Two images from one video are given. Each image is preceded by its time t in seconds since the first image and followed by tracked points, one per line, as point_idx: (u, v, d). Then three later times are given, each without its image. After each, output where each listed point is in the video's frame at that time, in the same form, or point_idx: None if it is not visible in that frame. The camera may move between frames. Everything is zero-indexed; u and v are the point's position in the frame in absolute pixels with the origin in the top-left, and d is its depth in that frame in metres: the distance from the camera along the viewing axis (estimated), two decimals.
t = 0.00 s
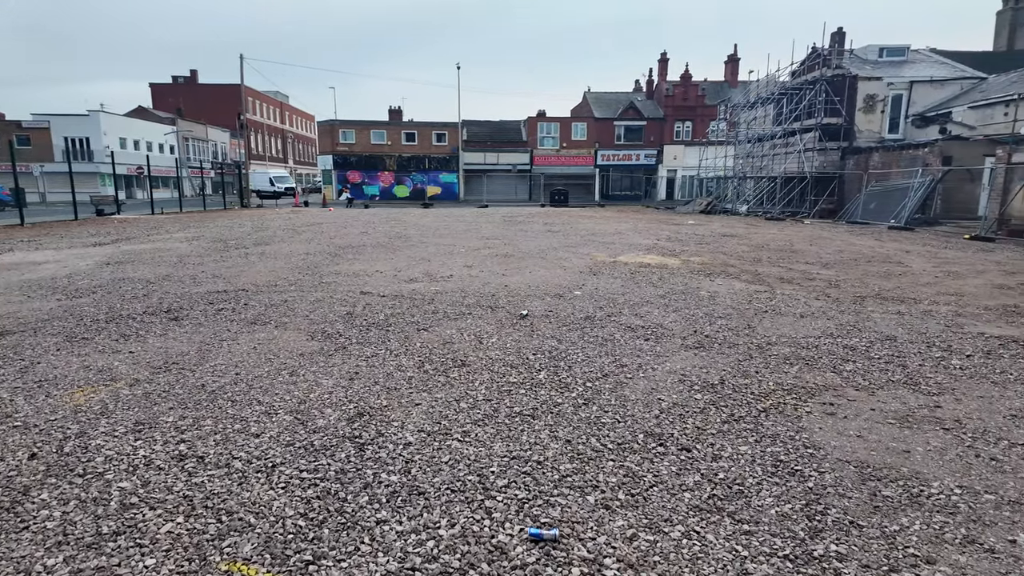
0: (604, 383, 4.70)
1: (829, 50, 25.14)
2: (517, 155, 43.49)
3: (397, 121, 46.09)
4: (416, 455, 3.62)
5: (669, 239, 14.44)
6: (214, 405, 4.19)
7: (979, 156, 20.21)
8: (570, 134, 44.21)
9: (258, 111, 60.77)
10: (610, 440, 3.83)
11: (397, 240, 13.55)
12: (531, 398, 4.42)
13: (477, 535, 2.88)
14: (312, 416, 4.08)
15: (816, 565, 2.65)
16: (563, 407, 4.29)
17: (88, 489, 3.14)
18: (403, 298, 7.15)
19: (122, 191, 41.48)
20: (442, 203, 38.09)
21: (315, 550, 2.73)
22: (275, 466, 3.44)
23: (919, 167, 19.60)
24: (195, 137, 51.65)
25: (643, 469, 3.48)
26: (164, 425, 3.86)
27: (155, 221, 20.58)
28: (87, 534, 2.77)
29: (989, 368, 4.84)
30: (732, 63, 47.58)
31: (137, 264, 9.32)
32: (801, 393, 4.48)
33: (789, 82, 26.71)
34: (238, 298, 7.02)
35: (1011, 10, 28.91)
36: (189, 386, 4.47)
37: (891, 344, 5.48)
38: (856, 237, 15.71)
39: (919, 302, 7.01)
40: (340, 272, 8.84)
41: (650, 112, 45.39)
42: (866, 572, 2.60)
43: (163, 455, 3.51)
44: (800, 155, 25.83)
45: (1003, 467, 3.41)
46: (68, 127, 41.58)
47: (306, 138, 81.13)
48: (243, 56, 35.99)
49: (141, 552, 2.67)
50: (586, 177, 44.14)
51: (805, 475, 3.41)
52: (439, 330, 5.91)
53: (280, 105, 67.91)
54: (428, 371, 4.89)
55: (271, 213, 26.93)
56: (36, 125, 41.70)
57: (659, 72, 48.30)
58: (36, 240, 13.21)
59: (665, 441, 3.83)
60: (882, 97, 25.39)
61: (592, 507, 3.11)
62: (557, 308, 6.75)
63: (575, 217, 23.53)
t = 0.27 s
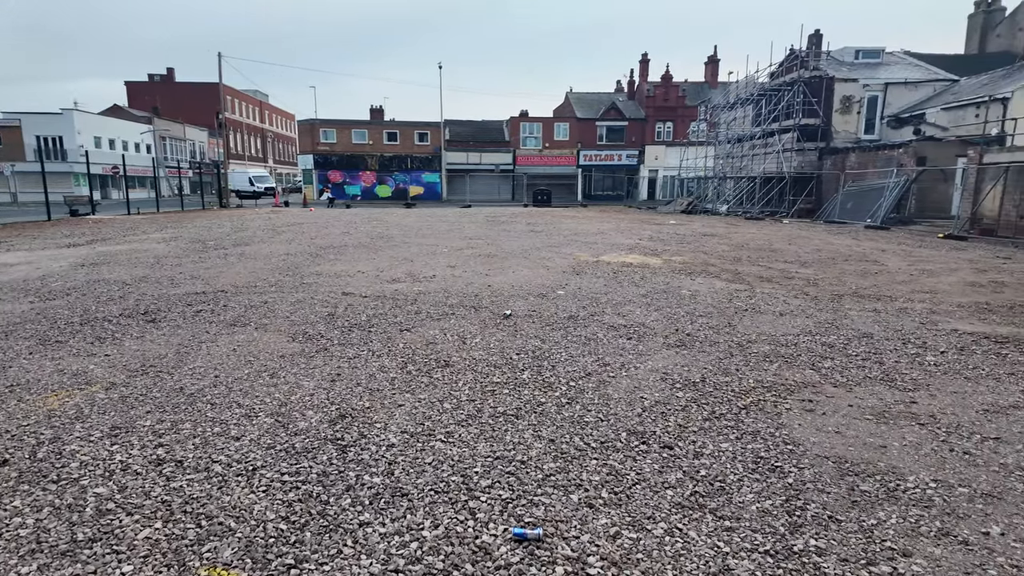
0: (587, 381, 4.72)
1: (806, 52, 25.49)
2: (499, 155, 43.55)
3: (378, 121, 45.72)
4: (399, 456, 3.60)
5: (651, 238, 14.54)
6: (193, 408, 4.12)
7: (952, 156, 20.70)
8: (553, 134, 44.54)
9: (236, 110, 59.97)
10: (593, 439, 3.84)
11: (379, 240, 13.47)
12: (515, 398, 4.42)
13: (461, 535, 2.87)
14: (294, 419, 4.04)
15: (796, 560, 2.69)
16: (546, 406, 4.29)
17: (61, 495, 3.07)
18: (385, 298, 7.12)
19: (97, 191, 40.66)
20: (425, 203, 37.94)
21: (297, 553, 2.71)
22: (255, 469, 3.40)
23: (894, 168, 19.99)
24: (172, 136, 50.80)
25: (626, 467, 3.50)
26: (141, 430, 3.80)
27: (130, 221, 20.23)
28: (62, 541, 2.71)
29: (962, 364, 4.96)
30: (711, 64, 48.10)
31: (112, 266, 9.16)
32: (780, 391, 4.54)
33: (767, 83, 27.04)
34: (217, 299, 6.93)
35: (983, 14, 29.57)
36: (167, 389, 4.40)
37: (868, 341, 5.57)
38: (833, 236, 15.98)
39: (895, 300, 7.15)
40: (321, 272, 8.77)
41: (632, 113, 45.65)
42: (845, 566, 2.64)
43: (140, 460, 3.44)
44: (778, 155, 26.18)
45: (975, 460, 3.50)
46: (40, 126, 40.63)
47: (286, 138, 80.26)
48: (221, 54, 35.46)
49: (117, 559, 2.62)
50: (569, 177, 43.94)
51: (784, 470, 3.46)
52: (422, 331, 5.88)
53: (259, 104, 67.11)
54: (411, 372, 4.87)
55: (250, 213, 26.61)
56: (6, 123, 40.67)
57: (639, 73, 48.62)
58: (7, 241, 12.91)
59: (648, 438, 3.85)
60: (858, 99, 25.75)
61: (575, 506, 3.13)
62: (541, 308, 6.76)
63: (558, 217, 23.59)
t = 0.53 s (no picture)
0: (570, 381, 4.74)
1: (783, 55, 25.87)
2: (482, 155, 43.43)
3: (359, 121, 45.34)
4: (381, 458, 3.58)
5: (633, 238, 14.65)
6: (170, 412, 4.06)
7: (924, 157, 21.19)
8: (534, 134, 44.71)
9: (214, 109, 59.12)
10: (575, 438, 3.86)
11: (360, 241, 13.35)
12: (498, 398, 4.42)
13: (444, 537, 2.86)
14: (273, 422, 3.99)
15: (776, 555, 2.72)
16: (529, 407, 4.29)
17: (34, 503, 3.00)
18: (366, 299, 7.07)
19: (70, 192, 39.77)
20: (406, 203, 37.76)
21: (277, 558, 2.67)
22: (235, 473, 3.35)
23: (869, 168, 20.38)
24: (148, 135, 49.89)
25: (609, 466, 3.52)
26: (116, 435, 3.72)
27: (105, 221, 19.86)
28: (34, 550, 2.65)
29: (935, 360, 5.06)
30: (692, 65, 48.56)
31: (85, 267, 8.99)
32: (759, 388, 4.60)
33: (746, 85, 27.38)
34: (195, 301, 6.83)
35: (954, 18, 30.28)
36: (144, 393, 4.32)
37: (844, 338, 5.68)
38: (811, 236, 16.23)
39: (870, 298, 7.29)
40: (301, 273, 8.69)
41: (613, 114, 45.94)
42: (823, 560, 2.68)
43: (116, 466, 3.38)
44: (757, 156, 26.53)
45: (948, 454, 3.57)
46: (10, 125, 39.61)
47: (264, 137, 79.24)
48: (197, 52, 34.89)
49: (92, 566, 2.56)
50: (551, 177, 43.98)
51: (764, 467, 3.50)
52: (404, 332, 5.85)
53: (237, 103, 66.22)
54: (393, 373, 4.84)
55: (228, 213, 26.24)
56: None
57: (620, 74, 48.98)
58: None
59: (630, 437, 3.88)
60: (834, 101, 26.22)
61: (559, 505, 3.13)
62: (524, 308, 6.77)
63: (540, 217, 23.62)
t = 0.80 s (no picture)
0: (553, 380, 4.75)
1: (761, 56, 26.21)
2: (464, 155, 43.33)
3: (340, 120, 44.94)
4: (364, 460, 3.55)
5: (614, 238, 14.73)
6: (147, 416, 3.98)
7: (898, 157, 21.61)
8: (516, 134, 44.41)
9: (190, 108, 58.17)
10: (559, 437, 3.87)
11: (340, 241, 13.22)
12: (481, 398, 4.41)
13: (427, 538, 2.85)
14: (253, 425, 3.94)
15: (756, 551, 2.76)
16: (512, 406, 4.30)
17: (6, 510, 2.93)
18: (348, 300, 7.01)
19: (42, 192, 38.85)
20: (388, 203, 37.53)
21: (258, 563, 2.64)
22: (214, 477, 3.31)
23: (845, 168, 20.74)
24: (122, 135, 48.94)
25: (591, 465, 3.53)
26: (91, 439, 3.65)
27: (78, 222, 19.46)
28: (7, 559, 2.59)
29: (910, 357, 5.16)
30: (672, 66, 48.90)
31: (58, 269, 8.81)
32: (739, 385, 4.66)
33: (724, 86, 27.69)
34: (172, 302, 6.72)
35: (926, 21, 30.90)
36: (120, 396, 4.24)
37: (821, 336, 5.77)
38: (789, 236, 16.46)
39: (846, 296, 7.41)
40: (280, 274, 8.60)
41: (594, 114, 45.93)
42: (802, 555, 2.72)
43: (91, 471, 3.31)
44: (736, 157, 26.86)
45: (923, 449, 3.65)
46: None
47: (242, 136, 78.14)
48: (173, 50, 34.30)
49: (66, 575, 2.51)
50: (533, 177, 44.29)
51: (744, 463, 3.54)
52: (386, 332, 5.82)
53: (214, 102, 65.22)
54: (375, 374, 4.81)
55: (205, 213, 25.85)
56: None
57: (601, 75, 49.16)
58: None
59: (613, 435, 3.90)
60: (811, 101, 26.70)
61: (542, 504, 3.14)
62: (506, 308, 6.77)
63: (522, 217, 23.63)
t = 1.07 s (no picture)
0: (535, 380, 4.76)
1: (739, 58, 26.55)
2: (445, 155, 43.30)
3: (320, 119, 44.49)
4: (345, 462, 3.52)
5: (596, 237, 14.80)
6: (122, 421, 3.91)
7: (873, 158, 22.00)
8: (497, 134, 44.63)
9: (165, 106, 57.15)
10: (541, 437, 3.87)
11: (320, 242, 13.10)
12: (463, 399, 4.40)
13: (410, 540, 2.83)
14: (232, 428, 3.89)
15: (736, 546, 2.79)
16: (495, 406, 4.29)
17: None
18: (328, 301, 6.94)
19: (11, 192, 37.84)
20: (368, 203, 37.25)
21: (237, 569, 2.60)
22: (192, 482, 3.25)
23: (821, 169, 21.09)
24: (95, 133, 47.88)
25: (574, 464, 3.54)
26: (64, 445, 3.57)
27: (49, 223, 19.03)
28: None
29: (884, 354, 5.27)
30: (651, 67, 49.30)
31: (27, 271, 8.60)
32: (718, 383, 4.71)
33: (703, 87, 28.00)
34: (147, 305, 6.61)
35: (898, 24, 31.50)
36: (94, 401, 4.16)
37: (798, 334, 5.86)
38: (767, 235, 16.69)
39: (822, 294, 7.54)
40: (259, 275, 8.50)
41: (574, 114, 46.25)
42: (781, 550, 2.76)
43: (63, 478, 3.23)
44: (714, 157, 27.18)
45: (897, 444, 3.72)
46: None
47: (220, 135, 76.91)
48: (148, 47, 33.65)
49: None
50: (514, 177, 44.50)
51: (724, 460, 3.58)
52: (367, 333, 5.78)
53: (189, 100, 64.15)
54: (356, 376, 4.78)
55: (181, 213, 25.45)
56: None
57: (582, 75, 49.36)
58: None
59: (595, 434, 3.91)
60: (787, 103, 27.00)
61: (525, 504, 3.14)
62: (489, 308, 6.76)
63: (504, 217, 23.62)
